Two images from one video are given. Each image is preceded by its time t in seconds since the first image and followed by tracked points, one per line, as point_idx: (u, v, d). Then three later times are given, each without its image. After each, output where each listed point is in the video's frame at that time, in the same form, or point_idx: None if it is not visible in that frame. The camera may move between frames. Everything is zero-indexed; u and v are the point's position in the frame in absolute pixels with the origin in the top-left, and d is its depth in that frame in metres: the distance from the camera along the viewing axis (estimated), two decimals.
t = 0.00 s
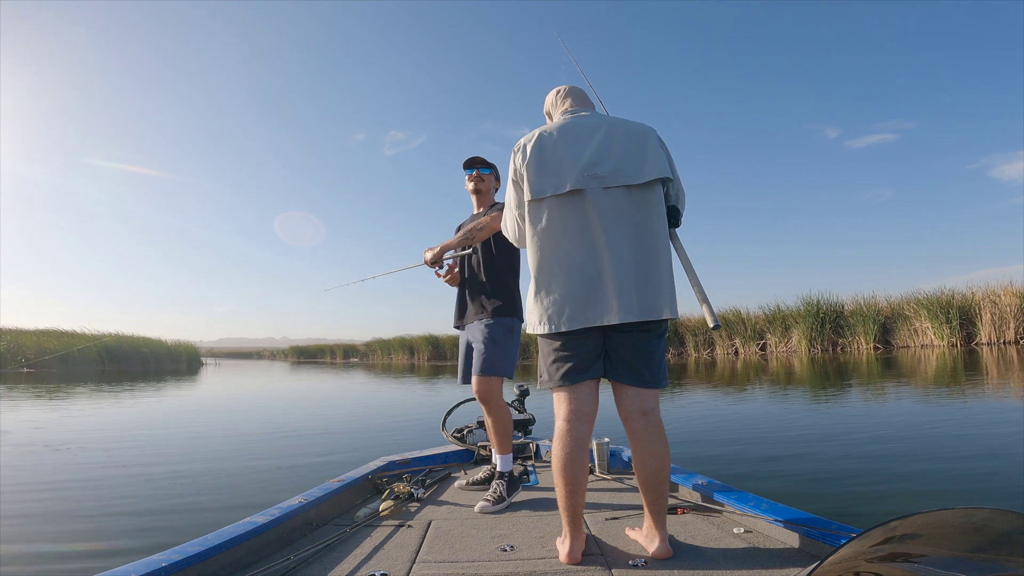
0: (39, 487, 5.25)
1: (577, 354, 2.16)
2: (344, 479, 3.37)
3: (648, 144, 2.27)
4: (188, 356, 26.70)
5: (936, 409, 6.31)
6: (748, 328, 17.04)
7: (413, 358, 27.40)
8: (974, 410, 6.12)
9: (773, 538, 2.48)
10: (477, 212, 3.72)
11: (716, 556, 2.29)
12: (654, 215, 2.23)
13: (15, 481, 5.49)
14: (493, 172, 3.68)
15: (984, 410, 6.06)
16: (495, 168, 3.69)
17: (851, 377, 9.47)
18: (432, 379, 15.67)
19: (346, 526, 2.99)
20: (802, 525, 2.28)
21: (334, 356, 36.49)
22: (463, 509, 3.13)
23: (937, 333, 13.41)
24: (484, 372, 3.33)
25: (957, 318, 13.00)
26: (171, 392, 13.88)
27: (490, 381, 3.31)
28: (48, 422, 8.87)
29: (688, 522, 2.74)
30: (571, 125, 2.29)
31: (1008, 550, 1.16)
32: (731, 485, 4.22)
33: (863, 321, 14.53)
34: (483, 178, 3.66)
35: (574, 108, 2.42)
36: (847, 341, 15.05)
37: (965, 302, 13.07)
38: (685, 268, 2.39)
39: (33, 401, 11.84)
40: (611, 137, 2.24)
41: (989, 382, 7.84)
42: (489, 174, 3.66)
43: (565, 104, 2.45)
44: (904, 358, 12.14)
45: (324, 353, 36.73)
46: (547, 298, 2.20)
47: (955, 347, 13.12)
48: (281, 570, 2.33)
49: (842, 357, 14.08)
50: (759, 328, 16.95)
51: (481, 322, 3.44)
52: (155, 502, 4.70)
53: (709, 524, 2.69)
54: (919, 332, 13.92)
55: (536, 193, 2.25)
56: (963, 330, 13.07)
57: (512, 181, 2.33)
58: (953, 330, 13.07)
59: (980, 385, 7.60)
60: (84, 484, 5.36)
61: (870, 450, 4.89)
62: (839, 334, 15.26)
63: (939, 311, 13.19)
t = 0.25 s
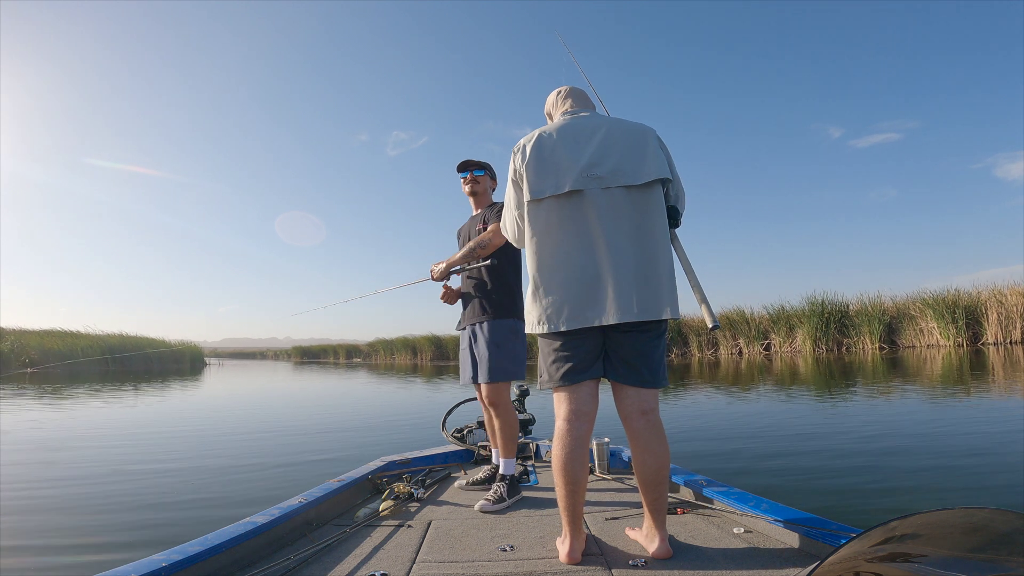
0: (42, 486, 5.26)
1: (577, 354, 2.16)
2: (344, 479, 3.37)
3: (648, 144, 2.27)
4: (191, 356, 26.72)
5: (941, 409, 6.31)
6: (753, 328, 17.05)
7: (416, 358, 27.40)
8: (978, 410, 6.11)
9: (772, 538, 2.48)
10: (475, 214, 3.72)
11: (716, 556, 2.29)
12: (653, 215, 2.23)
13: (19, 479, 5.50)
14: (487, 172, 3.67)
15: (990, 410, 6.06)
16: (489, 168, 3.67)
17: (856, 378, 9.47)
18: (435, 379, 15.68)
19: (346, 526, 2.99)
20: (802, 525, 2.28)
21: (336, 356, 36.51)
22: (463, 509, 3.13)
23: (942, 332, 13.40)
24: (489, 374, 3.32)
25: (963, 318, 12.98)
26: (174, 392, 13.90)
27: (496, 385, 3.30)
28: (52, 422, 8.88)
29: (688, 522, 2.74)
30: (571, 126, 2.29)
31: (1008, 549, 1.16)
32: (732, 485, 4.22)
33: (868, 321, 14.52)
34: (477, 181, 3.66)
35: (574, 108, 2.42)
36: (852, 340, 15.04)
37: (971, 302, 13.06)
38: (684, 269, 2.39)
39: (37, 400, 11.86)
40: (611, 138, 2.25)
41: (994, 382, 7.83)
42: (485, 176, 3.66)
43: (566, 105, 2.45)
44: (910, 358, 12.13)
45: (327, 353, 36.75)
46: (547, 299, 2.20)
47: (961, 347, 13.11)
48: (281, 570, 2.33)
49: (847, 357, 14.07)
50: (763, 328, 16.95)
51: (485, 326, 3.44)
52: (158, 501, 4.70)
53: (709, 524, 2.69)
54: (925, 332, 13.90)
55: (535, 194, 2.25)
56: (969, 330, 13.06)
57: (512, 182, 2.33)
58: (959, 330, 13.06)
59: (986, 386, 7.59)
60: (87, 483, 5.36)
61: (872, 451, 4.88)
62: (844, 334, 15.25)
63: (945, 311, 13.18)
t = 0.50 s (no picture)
0: (46, 484, 5.29)
1: (577, 354, 2.16)
2: (344, 479, 3.37)
3: (647, 144, 2.27)
4: (194, 356, 26.77)
5: (946, 410, 6.30)
6: (756, 328, 17.06)
7: (419, 359, 27.41)
8: (983, 410, 6.10)
9: (773, 538, 2.47)
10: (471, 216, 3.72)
11: (716, 556, 2.29)
12: (652, 215, 2.23)
13: (24, 478, 5.54)
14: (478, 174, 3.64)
15: (995, 411, 6.04)
16: (479, 168, 3.64)
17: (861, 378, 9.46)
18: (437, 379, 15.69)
19: (346, 526, 2.99)
20: (803, 525, 2.28)
21: (339, 356, 36.55)
22: (463, 509, 3.13)
23: (948, 332, 13.39)
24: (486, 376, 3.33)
25: (969, 318, 12.97)
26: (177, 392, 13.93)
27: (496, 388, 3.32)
28: (56, 421, 8.93)
29: (688, 522, 2.74)
30: (569, 126, 2.29)
31: (1009, 549, 1.16)
32: (734, 485, 4.22)
33: (873, 321, 14.51)
34: (466, 184, 3.65)
35: (573, 109, 2.42)
36: (857, 340, 15.04)
37: (977, 302, 13.04)
38: (684, 268, 2.39)
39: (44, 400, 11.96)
40: (609, 138, 2.24)
41: (1000, 382, 7.82)
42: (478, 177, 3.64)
43: (565, 106, 2.45)
44: (915, 358, 12.12)
45: (330, 353, 36.78)
46: (546, 299, 2.20)
47: (967, 347, 13.10)
48: (281, 570, 2.33)
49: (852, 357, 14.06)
50: (767, 328, 16.96)
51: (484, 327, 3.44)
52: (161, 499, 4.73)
53: (709, 524, 2.69)
54: (931, 331, 13.89)
55: (534, 194, 2.25)
56: (975, 330, 13.05)
57: (511, 183, 2.33)
58: (965, 330, 13.05)
59: (992, 386, 7.57)
60: (91, 481, 5.39)
61: (875, 451, 4.88)
62: (849, 334, 15.24)
63: (951, 310, 13.17)
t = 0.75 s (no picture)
0: (48, 484, 5.28)
1: (577, 354, 2.16)
2: (344, 479, 3.37)
3: (646, 143, 2.26)
4: (197, 356, 26.79)
5: (951, 410, 6.29)
6: (761, 327, 17.05)
7: (422, 359, 27.41)
8: (987, 410, 6.09)
9: (772, 538, 2.48)
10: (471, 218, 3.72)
11: (716, 556, 2.29)
12: (651, 215, 2.23)
13: (27, 477, 5.53)
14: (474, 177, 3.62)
15: (1001, 411, 6.03)
16: (472, 170, 3.62)
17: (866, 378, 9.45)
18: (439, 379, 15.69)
19: (346, 526, 2.98)
20: (803, 525, 2.28)
21: (342, 356, 36.56)
22: (463, 509, 3.13)
23: (954, 331, 13.39)
24: (482, 375, 3.33)
25: (975, 317, 12.96)
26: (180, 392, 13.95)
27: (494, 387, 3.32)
28: (59, 421, 8.91)
29: (688, 522, 2.74)
30: (568, 126, 2.29)
31: (1009, 549, 1.16)
32: (735, 485, 4.22)
33: (878, 321, 14.50)
34: (462, 188, 3.65)
35: (573, 109, 2.42)
36: (862, 340, 15.02)
37: (983, 301, 13.03)
38: (683, 268, 2.39)
39: (47, 400, 11.93)
40: (608, 137, 2.24)
41: (1006, 382, 7.81)
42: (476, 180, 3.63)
43: (563, 106, 2.45)
44: (921, 358, 12.11)
45: (332, 353, 36.78)
46: (545, 299, 2.20)
47: (973, 346, 13.10)
48: (281, 570, 2.33)
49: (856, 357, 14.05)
50: (770, 328, 16.97)
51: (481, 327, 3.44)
52: (163, 499, 4.72)
53: (709, 524, 2.69)
54: (936, 331, 13.88)
55: (533, 194, 2.25)
56: (981, 329, 13.05)
57: (510, 183, 2.33)
58: (971, 330, 13.05)
59: (997, 386, 7.56)
60: (93, 481, 5.38)
61: (877, 451, 4.87)
62: (853, 333, 15.23)
63: (957, 310, 13.16)
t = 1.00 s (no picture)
0: (51, 482, 5.32)
1: (577, 354, 2.16)
2: (344, 479, 3.37)
3: (645, 142, 2.26)
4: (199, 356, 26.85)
5: (956, 410, 6.28)
6: (764, 327, 17.07)
7: (424, 359, 27.42)
8: (993, 410, 6.07)
9: (773, 538, 2.47)
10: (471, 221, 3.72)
11: (716, 555, 2.29)
12: (651, 215, 2.23)
13: (31, 476, 5.58)
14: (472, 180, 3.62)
15: (1006, 411, 6.02)
16: (471, 173, 3.62)
17: (870, 378, 9.44)
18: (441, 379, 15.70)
19: (346, 526, 2.99)
20: (802, 525, 2.29)
21: (344, 356, 36.59)
22: (463, 509, 3.13)
23: (959, 331, 13.39)
24: (478, 374, 3.33)
25: (980, 317, 12.96)
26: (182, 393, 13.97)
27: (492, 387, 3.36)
28: (63, 420, 8.99)
29: (688, 522, 2.74)
30: (567, 125, 2.29)
31: (1009, 550, 1.16)
32: (737, 486, 4.21)
33: (883, 320, 14.49)
34: (462, 191, 3.65)
35: (572, 108, 2.42)
36: (866, 340, 15.01)
37: (988, 301, 13.02)
38: (683, 267, 2.39)
39: (52, 399, 12.05)
40: (607, 137, 2.24)
41: (1011, 382, 7.81)
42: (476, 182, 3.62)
43: (563, 104, 2.45)
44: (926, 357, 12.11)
45: (333, 353, 36.80)
46: (544, 300, 2.20)
47: (978, 346, 13.12)
48: (281, 570, 2.33)
49: (861, 356, 14.04)
50: (774, 328, 17.00)
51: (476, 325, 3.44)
52: (165, 497, 4.74)
53: (709, 524, 2.69)
54: (942, 331, 13.88)
55: (532, 194, 2.25)
56: (987, 329, 13.05)
57: (509, 184, 2.33)
58: (976, 329, 13.06)
59: (1003, 386, 7.55)
60: (96, 480, 5.42)
61: (880, 451, 4.86)
62: (858, 333, 15.22)
63: (962, 310, 13.17)
